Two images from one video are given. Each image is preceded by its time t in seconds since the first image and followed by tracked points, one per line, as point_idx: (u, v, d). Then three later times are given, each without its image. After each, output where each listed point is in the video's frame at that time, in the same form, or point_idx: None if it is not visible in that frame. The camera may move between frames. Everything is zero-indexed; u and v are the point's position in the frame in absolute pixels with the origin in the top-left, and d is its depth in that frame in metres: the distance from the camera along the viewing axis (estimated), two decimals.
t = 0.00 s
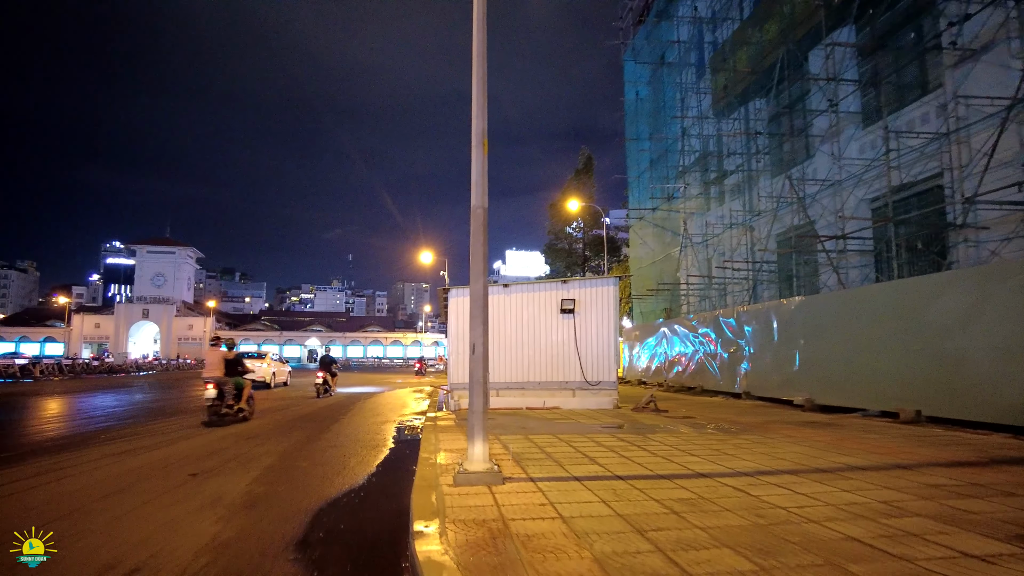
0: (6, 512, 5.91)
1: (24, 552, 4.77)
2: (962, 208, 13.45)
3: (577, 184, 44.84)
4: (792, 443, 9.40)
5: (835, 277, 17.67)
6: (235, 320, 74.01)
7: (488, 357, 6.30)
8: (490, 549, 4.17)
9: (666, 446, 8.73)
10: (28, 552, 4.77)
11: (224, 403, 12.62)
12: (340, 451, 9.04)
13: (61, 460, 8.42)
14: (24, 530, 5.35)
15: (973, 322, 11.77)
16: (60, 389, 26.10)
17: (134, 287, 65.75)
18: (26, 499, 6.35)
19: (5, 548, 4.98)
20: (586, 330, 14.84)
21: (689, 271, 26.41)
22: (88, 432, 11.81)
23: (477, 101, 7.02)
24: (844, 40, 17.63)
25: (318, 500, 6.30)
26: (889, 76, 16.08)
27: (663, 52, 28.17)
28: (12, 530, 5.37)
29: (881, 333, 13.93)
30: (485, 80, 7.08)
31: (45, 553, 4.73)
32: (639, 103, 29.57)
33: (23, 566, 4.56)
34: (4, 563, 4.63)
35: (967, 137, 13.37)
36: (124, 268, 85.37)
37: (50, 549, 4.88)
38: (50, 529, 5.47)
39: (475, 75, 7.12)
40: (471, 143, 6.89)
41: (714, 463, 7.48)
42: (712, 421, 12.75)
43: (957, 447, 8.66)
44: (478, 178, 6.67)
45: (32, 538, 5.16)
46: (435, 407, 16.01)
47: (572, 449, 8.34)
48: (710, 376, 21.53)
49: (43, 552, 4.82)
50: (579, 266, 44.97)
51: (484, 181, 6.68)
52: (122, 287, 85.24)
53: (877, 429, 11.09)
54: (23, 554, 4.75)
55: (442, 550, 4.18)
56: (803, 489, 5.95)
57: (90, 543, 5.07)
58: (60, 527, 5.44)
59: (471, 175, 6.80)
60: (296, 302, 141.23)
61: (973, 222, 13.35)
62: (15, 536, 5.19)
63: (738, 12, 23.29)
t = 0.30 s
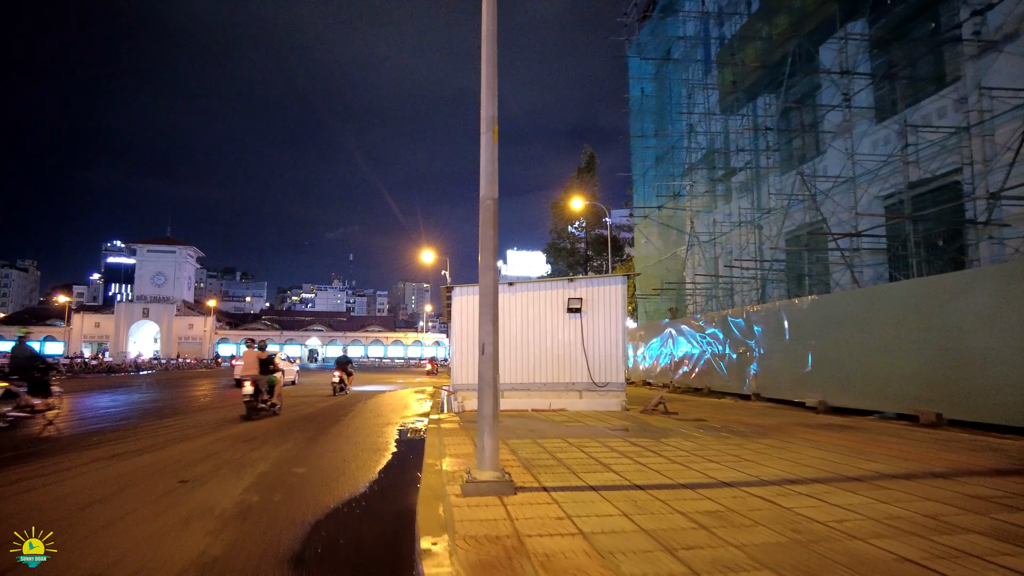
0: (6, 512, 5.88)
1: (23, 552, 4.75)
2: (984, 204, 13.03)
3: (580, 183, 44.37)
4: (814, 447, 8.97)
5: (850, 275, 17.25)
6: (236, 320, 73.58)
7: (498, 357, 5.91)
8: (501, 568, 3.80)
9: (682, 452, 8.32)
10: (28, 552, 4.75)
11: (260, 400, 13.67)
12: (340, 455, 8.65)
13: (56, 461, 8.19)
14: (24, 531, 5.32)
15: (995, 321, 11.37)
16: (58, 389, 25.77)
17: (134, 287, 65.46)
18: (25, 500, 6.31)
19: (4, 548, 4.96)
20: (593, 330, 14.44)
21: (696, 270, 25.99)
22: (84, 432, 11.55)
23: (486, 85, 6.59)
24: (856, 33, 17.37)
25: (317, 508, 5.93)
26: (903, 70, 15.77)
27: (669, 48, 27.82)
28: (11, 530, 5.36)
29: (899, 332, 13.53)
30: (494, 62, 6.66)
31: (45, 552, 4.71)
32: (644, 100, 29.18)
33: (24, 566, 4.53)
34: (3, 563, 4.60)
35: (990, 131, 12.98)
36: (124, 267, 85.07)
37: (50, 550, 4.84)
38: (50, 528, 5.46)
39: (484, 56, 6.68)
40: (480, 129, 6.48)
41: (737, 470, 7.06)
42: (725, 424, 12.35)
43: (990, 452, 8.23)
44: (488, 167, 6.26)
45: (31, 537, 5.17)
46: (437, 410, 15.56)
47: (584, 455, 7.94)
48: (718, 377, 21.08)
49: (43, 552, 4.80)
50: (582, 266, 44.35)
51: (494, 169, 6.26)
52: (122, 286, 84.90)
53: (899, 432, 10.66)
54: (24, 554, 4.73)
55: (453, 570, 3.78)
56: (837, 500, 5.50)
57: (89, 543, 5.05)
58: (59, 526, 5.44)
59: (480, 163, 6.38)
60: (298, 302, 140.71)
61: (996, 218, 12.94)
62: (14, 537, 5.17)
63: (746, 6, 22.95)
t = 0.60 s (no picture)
0: (5, 511, 5.84)
1: (24, 552, 4.72)
2: (1012, 200, 12.64)
3: (587, 181, 43.81)
4: (842, 453, 8.48)
5: (867, 274, 16.78)
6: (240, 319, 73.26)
7: (514, 358, 5.45)
8: None
9: (705, 459, 7.86)
10: (29, 552, 4.72)
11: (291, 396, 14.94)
12: (343, 460, 8.24)
13: (54, 462, 8.02)
14: (24, 531, 5.26)
15: None
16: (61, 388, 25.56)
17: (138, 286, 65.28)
18: (26, 498, 6.26)
19: (4, 548, 4.91)
20: (604, 330, 13.97)
21: (705, 269, 25.47)
22: (84, 432, 11.31)
23: (502, 65, 6.11)
24: (874, 26, 16.99)
25: (315, 520, 5.52)
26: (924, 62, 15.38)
27: (678, 44, 27.38)
28: (11, 531, 5.30)
29: (920, 332, 13.10)
30: (510, 39, 6.19)
31: (45, 552, 4.67)
32: (653, 96, 28.74)
33: (23, 565, 4.51)
34: (4, 563, 4.58)
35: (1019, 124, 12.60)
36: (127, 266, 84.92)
37: (50, 549, 4.82)
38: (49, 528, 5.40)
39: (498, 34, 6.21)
40: (495, 112, 6.02)
41: (766, 480, 6.61)
42: (741, 428, 11.90)
43: None
44: (503, 153, 5.81)
45: (31, 537, 5.11)
46: (443, 411, 15.15)
47: (602, 462, 7.51)
48: (729, 378, 20.62)
49: (44, 552, 4.77)
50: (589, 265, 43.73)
51: (509, 156, 5.81)
52: (126, 285, 84.80)
53: (927, 437, 10.15)
54: (24, 554, 4.70)
55: None
56: (882, 514, 5.03)
57: (88, 541, 5.03)
58: (59, 526, 5.37)
59: (495, 148, 5.94)
60: (302, 301, 140.39)
61: None
62: (12, 537, 5.12)
63: None
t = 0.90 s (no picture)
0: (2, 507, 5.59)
1: (24, 552, 4.50)
2: None
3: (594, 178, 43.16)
4: (879, 457, 7.96)
5: (891, 270, 16.21)
6: (247, 317, 73.03)
7: (534, 355, 4.97)
8: None
9: (735, 464, 7.38)
10: (28, 552, 4.51)
11: (317, 390, 16.38)
12: (349, 463, 7.82)
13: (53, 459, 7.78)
14: (25, 529, 5.03)
15: None
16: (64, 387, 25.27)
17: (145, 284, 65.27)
18: (29, 491, 6.05)
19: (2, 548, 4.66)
20: (619, 327, 13.47)
21: (718, 265, 24.91)
22: (85, 431, 11.00)
23: (519, 36, 5.59)
24: (899, 12, 16.46)
25: (318, 533, 5.06)
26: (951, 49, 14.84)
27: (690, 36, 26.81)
28: (10, 528, 5.05)
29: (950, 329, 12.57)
30: (528, 8, 5.68)
31: (45, 552, 4.46)
32: (664, 90, 28.17)
33: (22, 566, 4.31)
34: (2, 563, 4.36)
35: None
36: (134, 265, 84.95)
37: (51, 549, 4.61)
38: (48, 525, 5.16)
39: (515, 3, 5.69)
40: (512, 89, 5.53)
41: (806, 488, 6.11)
42: (764, 429, 11.39)
43: None
44: (522, 131, 5.31)
45: (31, 536, 4.87)
46: (452, 412, 14.67)
47: (625, 466, 7.04)
48: (746, 377, 20.03)
49: (44, 552, 4.55)
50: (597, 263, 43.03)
51: (528, 135, 5.32)
52: (133, 284, 84.80)
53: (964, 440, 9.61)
54: (24, 554, 4.49)
55: None
56: (946, 529, 4.53)
57: (94, 539, 4.83)
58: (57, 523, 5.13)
59: (512, 128, 5.45)
60: (308, 300, 140.31)
61: None
62: (15, 534, 4.90)
63: None
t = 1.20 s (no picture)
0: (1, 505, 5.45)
1: (24, 552, 4.38)
2: None
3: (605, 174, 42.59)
4: (920, 462, 7.45)
5: (919, 263, 15.65)
6: (255, 317, 72.97)
7: (555, 353, 4.52)
8: None
9: (767, 470, 6.92)
10: (28, 552, 4.39)
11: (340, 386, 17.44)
12: (356, 467, 7.44)
13: (54, 458, 7.62)
14: (24, 529, 4.87)
15: None
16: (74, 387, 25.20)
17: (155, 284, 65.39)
18: (28, 490, 5.89)
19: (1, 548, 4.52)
20: (634, 324, 13.01)
21: (733, 262, 24.37)
22: (89, 430, 10.78)
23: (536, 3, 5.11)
24: None
25: (318, 547, 4.65)
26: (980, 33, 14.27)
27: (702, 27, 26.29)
28: (8, 527, 4.90)
29: (984, 325, 12.03)
30: None
31: (46, 552, 4.34)
32: (675, 83, 27.61)
33: (22, 566, 4.19)
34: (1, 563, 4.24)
35: None
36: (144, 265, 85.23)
37: (52, 549, 4.48)
38: (47, 524, 5.01)
39: None
40: (529, 62, 5.04)
41: (847, 496, 5.65)
42: (788, 430, 10.90)
43: None
44: (540, 108, 4.83)
45: (31, 535, 4.71)
46: (462, 412, 14.29)
47: (649, 472, 6.62)
48: (763, 376, 19.51)
49: (44, 552, 4.44)
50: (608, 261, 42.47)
51: (547, 113, 4.85)
52: (143, 284, 85.05)
53: (1006, 442, 9.09)
54: (24, 554, 4.36)
55: None
56: (1017, 547, 4.05)
57: (95, 538, 4.71)
58: (57, 522, 4.98)
59: (528, 105, 4.97)
60: (317, 299, 140.43)
61: None
62: (16, 533, 4.76)
63: None
